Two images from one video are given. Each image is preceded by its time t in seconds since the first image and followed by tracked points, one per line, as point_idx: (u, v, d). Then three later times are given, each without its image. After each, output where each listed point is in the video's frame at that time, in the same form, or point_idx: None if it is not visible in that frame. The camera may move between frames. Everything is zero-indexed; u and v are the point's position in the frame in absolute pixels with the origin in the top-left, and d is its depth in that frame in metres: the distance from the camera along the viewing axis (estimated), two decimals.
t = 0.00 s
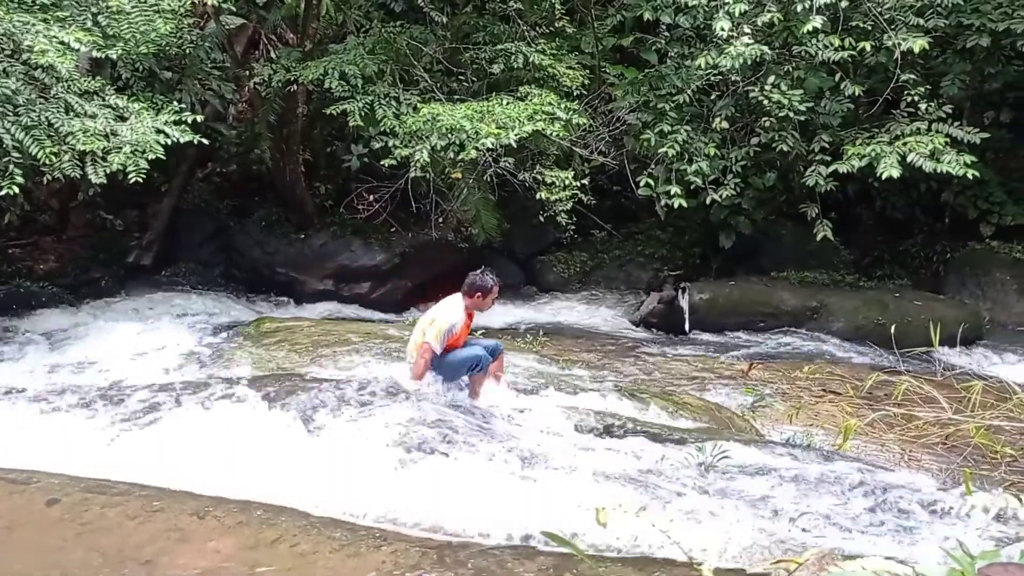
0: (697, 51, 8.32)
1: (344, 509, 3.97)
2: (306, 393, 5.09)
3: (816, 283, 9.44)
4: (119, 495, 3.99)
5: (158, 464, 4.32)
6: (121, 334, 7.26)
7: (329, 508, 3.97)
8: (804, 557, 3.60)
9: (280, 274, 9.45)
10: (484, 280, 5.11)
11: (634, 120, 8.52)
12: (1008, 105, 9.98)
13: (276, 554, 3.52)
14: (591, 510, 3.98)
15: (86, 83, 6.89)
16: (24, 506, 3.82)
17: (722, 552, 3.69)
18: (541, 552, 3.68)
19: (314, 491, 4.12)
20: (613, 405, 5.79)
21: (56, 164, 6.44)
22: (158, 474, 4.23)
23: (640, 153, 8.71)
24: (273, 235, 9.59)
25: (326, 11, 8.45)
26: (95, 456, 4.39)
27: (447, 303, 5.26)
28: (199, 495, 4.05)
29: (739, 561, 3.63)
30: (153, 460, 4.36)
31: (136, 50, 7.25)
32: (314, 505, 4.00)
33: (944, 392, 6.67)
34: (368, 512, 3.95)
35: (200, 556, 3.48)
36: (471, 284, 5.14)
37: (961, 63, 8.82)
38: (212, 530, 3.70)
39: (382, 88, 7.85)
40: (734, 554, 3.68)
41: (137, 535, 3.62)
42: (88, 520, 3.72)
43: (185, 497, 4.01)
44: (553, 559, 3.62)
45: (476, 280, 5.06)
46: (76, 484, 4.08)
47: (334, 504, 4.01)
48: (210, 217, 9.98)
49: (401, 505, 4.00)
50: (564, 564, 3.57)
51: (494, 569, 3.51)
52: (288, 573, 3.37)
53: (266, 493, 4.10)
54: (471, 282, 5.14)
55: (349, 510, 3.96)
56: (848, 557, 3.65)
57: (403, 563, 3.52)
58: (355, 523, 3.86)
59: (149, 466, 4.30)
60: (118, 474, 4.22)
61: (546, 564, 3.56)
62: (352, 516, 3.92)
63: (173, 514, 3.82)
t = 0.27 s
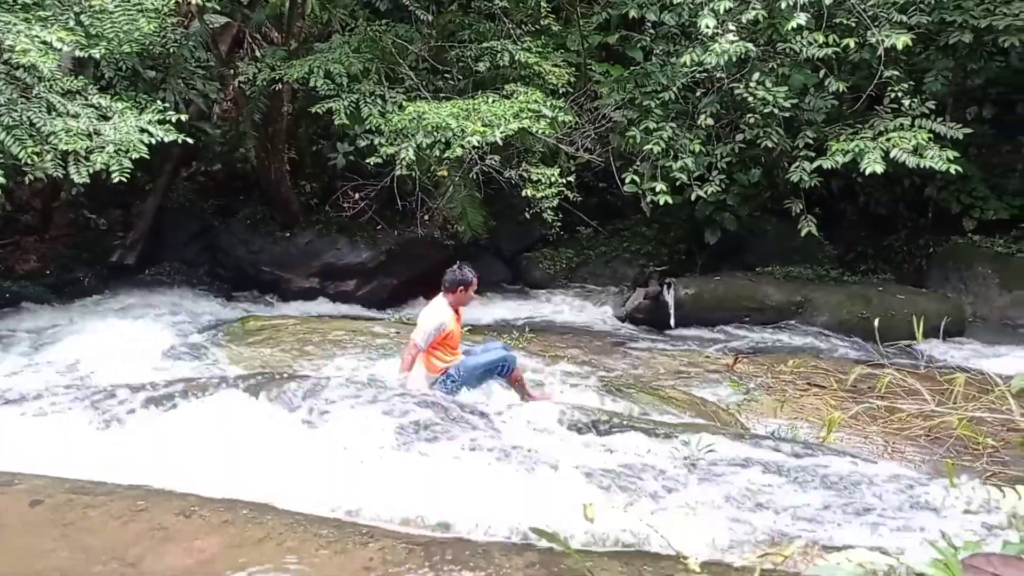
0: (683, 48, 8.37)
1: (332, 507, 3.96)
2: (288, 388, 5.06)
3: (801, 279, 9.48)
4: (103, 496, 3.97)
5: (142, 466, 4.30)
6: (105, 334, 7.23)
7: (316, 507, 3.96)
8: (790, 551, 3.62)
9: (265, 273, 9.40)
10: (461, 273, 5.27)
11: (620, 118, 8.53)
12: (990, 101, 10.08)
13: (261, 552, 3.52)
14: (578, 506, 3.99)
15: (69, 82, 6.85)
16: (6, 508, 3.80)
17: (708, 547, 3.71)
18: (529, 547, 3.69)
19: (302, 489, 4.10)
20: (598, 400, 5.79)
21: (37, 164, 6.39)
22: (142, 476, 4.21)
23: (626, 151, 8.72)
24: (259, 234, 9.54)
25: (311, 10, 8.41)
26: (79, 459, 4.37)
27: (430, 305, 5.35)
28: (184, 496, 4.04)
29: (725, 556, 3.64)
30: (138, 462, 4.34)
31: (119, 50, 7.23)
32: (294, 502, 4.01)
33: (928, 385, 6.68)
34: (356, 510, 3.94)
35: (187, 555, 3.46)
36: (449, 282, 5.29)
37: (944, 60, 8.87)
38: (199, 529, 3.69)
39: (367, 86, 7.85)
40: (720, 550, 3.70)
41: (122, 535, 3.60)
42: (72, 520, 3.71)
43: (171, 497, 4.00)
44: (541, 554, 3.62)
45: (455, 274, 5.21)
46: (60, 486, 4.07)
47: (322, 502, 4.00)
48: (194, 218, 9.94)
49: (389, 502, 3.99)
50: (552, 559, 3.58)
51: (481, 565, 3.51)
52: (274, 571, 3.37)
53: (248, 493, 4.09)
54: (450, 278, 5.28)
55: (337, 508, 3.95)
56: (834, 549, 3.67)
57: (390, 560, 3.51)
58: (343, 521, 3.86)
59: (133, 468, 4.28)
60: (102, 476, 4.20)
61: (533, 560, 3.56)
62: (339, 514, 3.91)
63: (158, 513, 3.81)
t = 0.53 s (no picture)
0: (610, 46, 8.46)
1: (268, 508, 3.84)
2: (223, 390, 4.95)
3: (726, 275, 9.68)
4: (23, 500, 3.77)
5: (94, 475, 4.07)
6: (20, 334, 6.94)
7: (252, 508, 3.83)
8: (724, 539, 3.65)
9: (189, 270, 9.19)
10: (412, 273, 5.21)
11: (549, 114, 8.55)
12: (905, 102, 10.61)
13: (193, 554, 3.37)
14: (515, 500, 3.96)
15: None
16: None
17: (644, 537, 3.70)
18: (466, 542, 3.59)
19: (238, 492, 3.97)
20: (534, 397, 5.79)
21: None
22: (95, 484, 3.99)
23: (556, 147, 8.74)
24: (182, 230, 9.28)
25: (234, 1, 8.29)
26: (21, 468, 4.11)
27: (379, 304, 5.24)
28: (110, 498, 3.86)
29: (661, 546, 3.64)
30: (89, 471, 4.11)
31: (30, 38, 6.87)
32: (256, 508, 3.84)
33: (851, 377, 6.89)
34: (292, 510, 3.83)
35: (113, 559, 3.29)
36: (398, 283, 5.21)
37: (861, 61, 9.17)
38: (125, 532, 3.52)
39: (293, 79, 7.69)
40: (655, 541, 3.68)
41: (42, 540, 3.41)
42: None
43: (95, 500, 3.81)
44: (476, 549, 3.53)
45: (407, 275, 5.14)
46: None
47: (259, 504, 3.88)
48: (113, 212, 9.60)
49: (325, 503, 3.89)
50: (489, 553, 3.49)
51: (420, 562, 3.40)
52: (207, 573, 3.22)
53: (208, 499, 3.91)
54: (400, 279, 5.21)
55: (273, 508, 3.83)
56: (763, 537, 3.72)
57: (326, 559, 3.38)
58: (276, 521, 3.73)
59: (75, 476, 4.06)
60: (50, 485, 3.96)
61: (469, 556, 3.46)
62: (276, 515, 3.79)
63: (82, 517, 3.62)
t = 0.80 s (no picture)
0: (590, 43, 8.52)
1: (248, 505, 3.85)
2: (201, 387, 4.99)
3: (705, 270, 9.75)
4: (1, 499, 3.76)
5: (92, 477, 4.04)
6: None
7: (233, 505, 3.84)
8: (700, 533, 3.68)
9: (168, 267, 9.16)
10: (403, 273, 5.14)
11: (528, 111, 8.55)
12: (881, 99, 10.71)
13: (171, 553, 3.38)
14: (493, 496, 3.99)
15: None
16: None
17: (622, 532, 3.73)
18: (444, 539, 3.62)
19: (219, 491, 3.97)
20: (515, 393, 5.81)
21: None
22: (94, 487, 3.95)
23: (535, 144, 8.76)
24: (161, 227, 9.30)
25: None
26: (18, 469, 4.08)
27: (371, 305, 5.14)
28: (87, 497, 3.86)
29: (639, 541, 3.68)
30: (86, 472, 4.08)
31: (4, 33, 6.79)
32: (257, 509, 3.82)
33: (828, 372, 7.00)
34: (272, 507, 3.84)
35: (90, 558, 3.29)
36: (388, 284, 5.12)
37: (838, 58, 9.27)
38: (103, 531, 3.52)
39: (273, 76, 7.67)
40: (631, 536, 3.71)
41: (19, 540, 3.41)
42: None
43: (73, 499, 3.81)
44: (456, 545, 3.56)
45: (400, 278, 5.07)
46: None
47: (239, 501, 3.89)
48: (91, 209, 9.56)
49: (304, 500, 3.90)
50: (468, 549, 3.52)
51: (398, 558, 3.43)
52: (184, 572, 3.23)
53: (205, 500, 3.89)
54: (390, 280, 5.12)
55: (253, 506, 3.85)
56: (737, 531, 3.76)
57: (304, 557, 3.40)
58: (254, 519, 3.74)
59: (69, 476, 4.04)
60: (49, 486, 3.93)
61: (451, 551, 3.50)
62: (255, 513, 3.80)
63: (59, 516, 3.62)
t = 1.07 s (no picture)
0: (579, 41, 8.52)
1: (237, 506, 3.82)
2: (193, 387, 4.96)
3: (696, 268, 9.74)
4: None
5: (93, 478, 4.02)
6: None
7: (225, 507, 3.81)
8: (692, 531, 3.66)
9: (156, 269, 9.12)
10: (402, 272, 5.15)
11: (518, 110, 8.50)
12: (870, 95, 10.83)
13: (160, 556, 3.33)
14: (484, 496, 3.96)
15: None
16: None
17: (614, 532, 3.70)
18: (436, 540, 3.59)
19: (212, 493, 3.93)
20: (505, 392, 5.78)
21: None
22: (96, 488, 3.93)
23: (525, 142, 8.73)
24: (148, 228, 9.27)
25: None
26: (20, 468, 4.07)
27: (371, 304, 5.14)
28: (76, 500, 3.81)
29: (631, 540, 3.65)
30: (88, 473, 4.06)
31: None
32: (255, 510, 3.79)
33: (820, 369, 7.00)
34: (262, 510, 3.80)
35: (79, 562, 3.25)
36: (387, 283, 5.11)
37: (827, 55, 9.27)
38: (92, 534, 3.48)
39: (260, 75, 7.62)
40: (622, 535, 3.69)
41: (7, 544, 3.36)
42: None
43: (61, 502, 3.76)
44: (448, 546, 3.53)
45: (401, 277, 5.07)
46: None
47: (230, 502, 3.86)
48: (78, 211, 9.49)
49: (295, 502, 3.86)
50: (460, 550, 3.49)
51: (389, 560, 3.39)
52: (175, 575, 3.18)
53: (201, 501, 3.86)
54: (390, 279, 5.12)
55: (243, 507, 3.82)
56: (730, 529, 3.74)
57: (296, 559, 3.36)
58: (244, 520, 3.71)
59: (71, 476, 4.03)
60: (51, 488, 3.91)
61: (442, 552, 3.46)
62: (246, 515, 3.76)
63: (48, 520, 3.58)
